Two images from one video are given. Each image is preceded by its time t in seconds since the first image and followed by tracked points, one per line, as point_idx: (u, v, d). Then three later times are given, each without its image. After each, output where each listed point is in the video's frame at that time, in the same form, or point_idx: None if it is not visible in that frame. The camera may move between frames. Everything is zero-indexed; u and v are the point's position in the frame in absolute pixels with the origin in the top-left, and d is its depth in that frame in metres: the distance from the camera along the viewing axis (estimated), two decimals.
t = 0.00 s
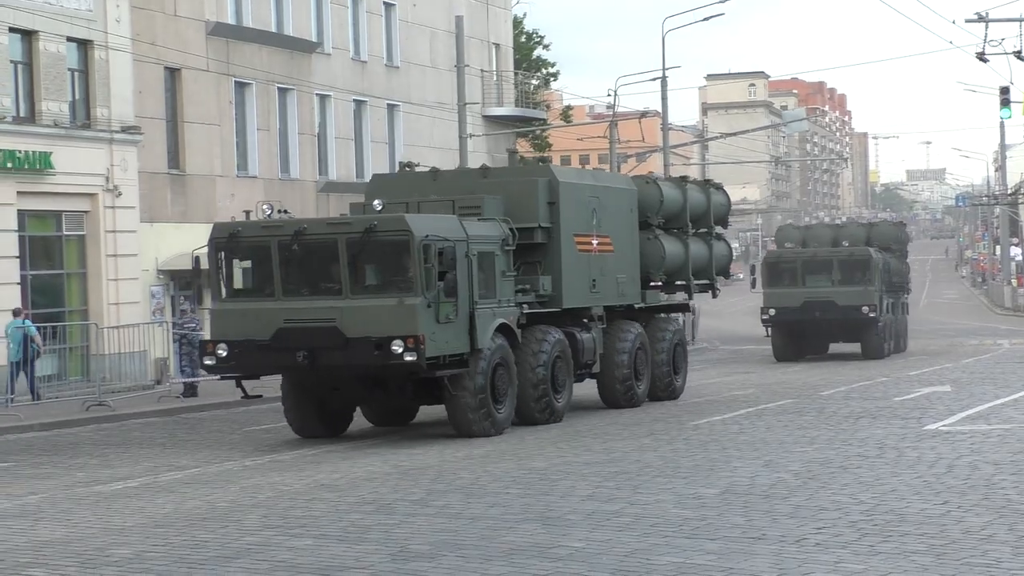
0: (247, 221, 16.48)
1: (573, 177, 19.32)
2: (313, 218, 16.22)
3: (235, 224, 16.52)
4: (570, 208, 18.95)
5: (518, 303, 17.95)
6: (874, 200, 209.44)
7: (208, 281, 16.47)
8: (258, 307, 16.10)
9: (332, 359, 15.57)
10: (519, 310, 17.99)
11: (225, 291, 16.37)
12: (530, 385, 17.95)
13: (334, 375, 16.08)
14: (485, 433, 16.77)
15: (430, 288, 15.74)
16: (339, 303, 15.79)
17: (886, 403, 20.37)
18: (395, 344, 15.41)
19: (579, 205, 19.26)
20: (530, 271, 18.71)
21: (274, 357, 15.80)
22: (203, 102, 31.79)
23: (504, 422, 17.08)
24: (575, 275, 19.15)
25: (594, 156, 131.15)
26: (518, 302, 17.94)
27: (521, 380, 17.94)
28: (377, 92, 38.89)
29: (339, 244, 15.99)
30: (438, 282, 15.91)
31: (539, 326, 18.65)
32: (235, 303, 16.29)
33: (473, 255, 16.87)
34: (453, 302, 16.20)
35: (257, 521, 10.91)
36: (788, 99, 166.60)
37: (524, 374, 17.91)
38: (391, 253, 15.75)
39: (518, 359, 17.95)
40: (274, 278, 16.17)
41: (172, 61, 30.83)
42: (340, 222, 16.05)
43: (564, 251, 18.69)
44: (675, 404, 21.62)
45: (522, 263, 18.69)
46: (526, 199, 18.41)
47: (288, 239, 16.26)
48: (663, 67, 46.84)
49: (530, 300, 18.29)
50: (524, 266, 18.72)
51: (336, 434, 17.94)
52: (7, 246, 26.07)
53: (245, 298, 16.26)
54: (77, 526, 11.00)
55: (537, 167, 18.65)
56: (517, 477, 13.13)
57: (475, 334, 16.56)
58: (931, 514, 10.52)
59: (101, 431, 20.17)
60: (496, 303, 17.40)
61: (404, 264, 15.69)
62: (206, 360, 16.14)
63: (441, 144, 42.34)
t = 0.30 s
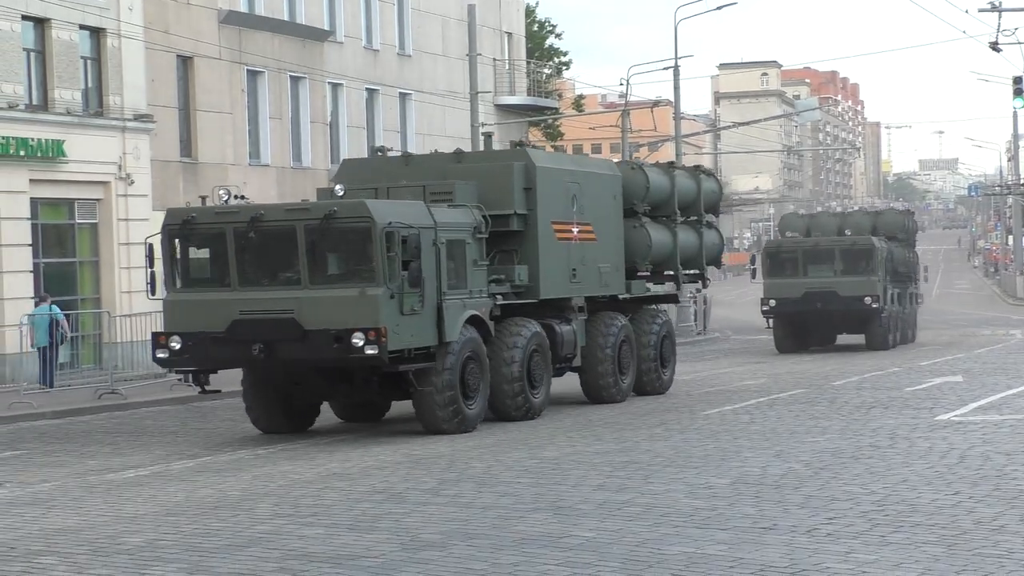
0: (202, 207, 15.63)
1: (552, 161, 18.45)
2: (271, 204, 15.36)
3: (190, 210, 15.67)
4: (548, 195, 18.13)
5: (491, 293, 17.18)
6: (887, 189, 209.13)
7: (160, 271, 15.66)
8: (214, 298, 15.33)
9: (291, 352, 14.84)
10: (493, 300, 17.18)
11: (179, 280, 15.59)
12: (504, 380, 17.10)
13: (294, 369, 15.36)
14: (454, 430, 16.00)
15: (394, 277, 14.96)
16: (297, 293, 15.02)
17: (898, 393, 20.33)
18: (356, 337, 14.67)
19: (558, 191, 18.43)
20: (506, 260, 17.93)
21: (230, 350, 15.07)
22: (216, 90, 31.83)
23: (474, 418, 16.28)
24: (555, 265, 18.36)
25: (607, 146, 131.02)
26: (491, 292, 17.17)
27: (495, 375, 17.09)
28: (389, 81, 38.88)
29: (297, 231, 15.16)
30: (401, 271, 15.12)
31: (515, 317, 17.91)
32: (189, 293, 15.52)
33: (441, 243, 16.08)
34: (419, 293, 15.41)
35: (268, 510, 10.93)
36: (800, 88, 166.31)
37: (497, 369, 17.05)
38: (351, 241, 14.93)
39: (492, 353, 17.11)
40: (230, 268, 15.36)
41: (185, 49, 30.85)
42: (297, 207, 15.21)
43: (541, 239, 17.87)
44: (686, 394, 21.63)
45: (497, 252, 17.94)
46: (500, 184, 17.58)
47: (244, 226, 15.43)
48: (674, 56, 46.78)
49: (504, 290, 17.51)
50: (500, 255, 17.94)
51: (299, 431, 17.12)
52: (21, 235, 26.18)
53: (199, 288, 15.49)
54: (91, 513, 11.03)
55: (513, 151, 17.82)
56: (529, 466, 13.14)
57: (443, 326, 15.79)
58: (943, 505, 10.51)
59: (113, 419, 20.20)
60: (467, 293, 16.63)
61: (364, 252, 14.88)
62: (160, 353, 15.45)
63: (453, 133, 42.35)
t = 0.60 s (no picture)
0: (151, 202, 14.85)
1: (529, 155, 17.61)
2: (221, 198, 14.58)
3: (138, 205, 14.86)
4: (523, 191, 17.30)
5: (460, 293, 16.37)
6: (900, 189, 208.84)
7: (109, 270, 14.92)
8: (163, 298, 14.53)
9: (243, 355, 14.02)
10: (463, 301, 16.41)
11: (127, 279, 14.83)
12: (474, 386, 16.27)
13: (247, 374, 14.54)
14: (420, 438, 15.24)
15: (351, 276, 14.16)
16: (249, 293, 14.21)
17: (910, 394, 20.29)
18: (311, 340, 13.85)
19: (534, 188, 17.61)
20: (478, 260, 17.08)
21: (179, 354, 14.24)
22: (228, 89, 31.87)
23: (441, 424, 15.51)
24: (530, 264, 17.53)
25: (619, 146, 131.00)
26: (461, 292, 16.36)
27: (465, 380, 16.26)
28: (401, 81, 38.87)
29: (250, 228, 14.37)
30: (360, 270, 14.31)
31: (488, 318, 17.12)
32: (139, 292, 14.74)
33: (404, 241, 15.29)
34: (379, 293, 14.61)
35: (279, 509, 10.93)
36: (813, 89, 166.18)
37: (467, 374, 16.21)
38: (307, 238, 14.15)
39: (462, 358, 16.29)
40: (179, 265, 14.60)
41: (197, 48, 30.89)
42: (250, 202, 14.42)
43: (515, 238, 17.06)
44: (697, 394, 21.66)
45: (470, 251, 17.06)
46: (473, 180, 16.76)
47: (194, 222, 14.64)
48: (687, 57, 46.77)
49: (476, 290, 16.72)
50: (472, 254, 17.06)
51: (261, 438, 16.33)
52: (32, 233, 26.30)
53: (149, 288, 14.72)
54: (103, 512, 11.05)
55: (486, 146, 17.00)
56: (541, 466, 13.14)
57: (405, 327, 15.05)
58: (956, 506, 10.49)
59: (126, 418, 20.23)
60: (434, 293, 15.84)
61: (320, 250, 14.08)
62: (105, 356, 14.61)
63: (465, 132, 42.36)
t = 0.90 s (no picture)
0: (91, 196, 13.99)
1: (502, 150, 16.81)
2: (167, 192, 13.74)
3: (79, 200, 14.02)
4: (495, 187, 16.50)
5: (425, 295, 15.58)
6: (912, 190, 208.51)
7: (48, 268, 14.05)
8: (105, 298, 13.69)
9: (188, 359, 13.19)
10: (428, 302, 15.62)
11: (68, 278, 13.98)
12: (441, 389, 15.54)
13: (194, 379, 13.70)
14: (380, 445, 14.43)
15: (304, 276, 13.37)
16: (195, 293, 13.40)
17: (922, 395, 20.25)
18: (259, 343, 13.04)
19: (508, 184, 16.81)
20: (447, 259, 16.28)
21: (119, 358, 13.40)
22: (242, 88, 31.91)
23: (402, 431, 14.71)
24: (502, 264, 16.72)
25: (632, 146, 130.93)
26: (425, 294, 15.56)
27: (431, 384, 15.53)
28: (414, 80, 38.86)
29: (196, 225, 13.55)
30: (314, 269, 13.51)
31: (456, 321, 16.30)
32: (79, 292, 13.89)
33: (364, 239, 14.48)
34: (335, 293, 13.81)
35: (291, 508, 10.93)
36: (825, 89, 165.96)
37: (432, 381, 15.52)
38: (258, 236, 13.35)
39: (428, 365, 15.56)
40: (123, 262, 13.78)
41: (211, 47, 30.91)
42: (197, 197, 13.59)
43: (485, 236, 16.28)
44: (710, 395, 21.64)
45: (439, 249, 16.27)
46: (442, 174, 15.98)
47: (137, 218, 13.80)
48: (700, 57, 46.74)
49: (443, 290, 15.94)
50: (440, 253, 16.27)
51: (211, 447, 15.46)
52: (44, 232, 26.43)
53: (90, 287, 13.88)
54: (114, 511, 11.05)
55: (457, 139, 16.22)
56: (552, 467, 13.12)
57: (364, 330, 14.24)
58: (968, 507, 10.46)
59: (137, 416, 20.24)
60: (397, 294, 15.04)
61: (272, 248, 13.28)
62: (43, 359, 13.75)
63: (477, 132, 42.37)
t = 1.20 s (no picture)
0: (22, 194, 13.28)
1: (468, 147, 16.13)
2: (101, 189, 13.04)
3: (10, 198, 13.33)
4: (459, 186, 15.79)
5: (383, 299, 14.86)
6: (924, 193, 208.24)
7: None
8: (37, 301, 12.99)
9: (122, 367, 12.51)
10: (387, 306, 14.90)
11: None
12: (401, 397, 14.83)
13: (130, 388, 13.00)
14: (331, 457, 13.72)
15: (245, 278, 12.73)
16: (130, 296, 12.73)
17: (933, 399, 20.23)
18: (197, 349, 12.39)
19: (473, 182, 16.11)
20: (409, 260, 15.58)
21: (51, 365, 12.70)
22: (253, 90, 31.95)
23: (355, 443, 13.97)
24: (467, 266, 15.97)
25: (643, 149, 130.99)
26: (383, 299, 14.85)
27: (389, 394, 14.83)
28: (425, 83, 38.88)
29: (132, 223, 12.88)
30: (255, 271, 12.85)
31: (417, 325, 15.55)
32: (11, 295, 13.20)
33: (314, 238, 13.79)
34: (280, 295, 13.14)
35: (302, 509, 10.96)
36: (837, 92, 165.89)
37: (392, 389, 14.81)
38: (196, 235, 12.70)
39: (388, 373, 14.84)
40: (56, 263, 13.09)
41: (222, 49, 30.96)
42: (133, 193, 12.91)
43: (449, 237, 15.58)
44: (720, 398, 21.62)
45: (400, 251, 15.58)
46: (403, 171, 15.28)
47: (70, 215, 13.10)
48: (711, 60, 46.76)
49: (403, 294, 15.23)
50: (402, 254, 15.58)
51: (159, 459, 14.67)
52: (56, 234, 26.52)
53: (22, 290, 13.18)
54: (125, 511, 11.09)
55: (419, 135, 15.53)
56: (562, 469, 13.14)
57: (313, 335, 13.55)
58: (978, 511, 10.47)
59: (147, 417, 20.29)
60: (351, 297, 14.34)
61: (210, 247, 12.64)
62: None
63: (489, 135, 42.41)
